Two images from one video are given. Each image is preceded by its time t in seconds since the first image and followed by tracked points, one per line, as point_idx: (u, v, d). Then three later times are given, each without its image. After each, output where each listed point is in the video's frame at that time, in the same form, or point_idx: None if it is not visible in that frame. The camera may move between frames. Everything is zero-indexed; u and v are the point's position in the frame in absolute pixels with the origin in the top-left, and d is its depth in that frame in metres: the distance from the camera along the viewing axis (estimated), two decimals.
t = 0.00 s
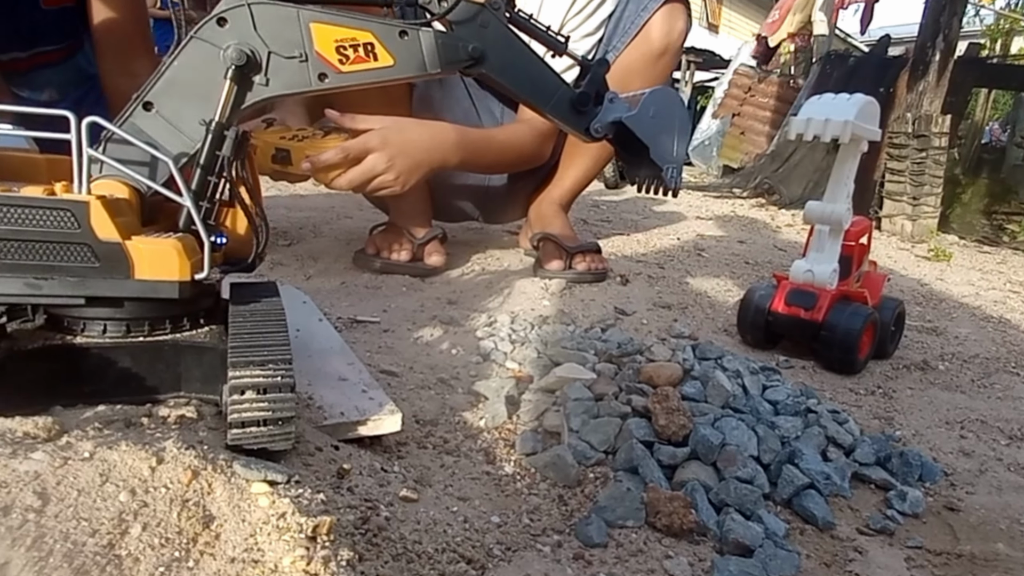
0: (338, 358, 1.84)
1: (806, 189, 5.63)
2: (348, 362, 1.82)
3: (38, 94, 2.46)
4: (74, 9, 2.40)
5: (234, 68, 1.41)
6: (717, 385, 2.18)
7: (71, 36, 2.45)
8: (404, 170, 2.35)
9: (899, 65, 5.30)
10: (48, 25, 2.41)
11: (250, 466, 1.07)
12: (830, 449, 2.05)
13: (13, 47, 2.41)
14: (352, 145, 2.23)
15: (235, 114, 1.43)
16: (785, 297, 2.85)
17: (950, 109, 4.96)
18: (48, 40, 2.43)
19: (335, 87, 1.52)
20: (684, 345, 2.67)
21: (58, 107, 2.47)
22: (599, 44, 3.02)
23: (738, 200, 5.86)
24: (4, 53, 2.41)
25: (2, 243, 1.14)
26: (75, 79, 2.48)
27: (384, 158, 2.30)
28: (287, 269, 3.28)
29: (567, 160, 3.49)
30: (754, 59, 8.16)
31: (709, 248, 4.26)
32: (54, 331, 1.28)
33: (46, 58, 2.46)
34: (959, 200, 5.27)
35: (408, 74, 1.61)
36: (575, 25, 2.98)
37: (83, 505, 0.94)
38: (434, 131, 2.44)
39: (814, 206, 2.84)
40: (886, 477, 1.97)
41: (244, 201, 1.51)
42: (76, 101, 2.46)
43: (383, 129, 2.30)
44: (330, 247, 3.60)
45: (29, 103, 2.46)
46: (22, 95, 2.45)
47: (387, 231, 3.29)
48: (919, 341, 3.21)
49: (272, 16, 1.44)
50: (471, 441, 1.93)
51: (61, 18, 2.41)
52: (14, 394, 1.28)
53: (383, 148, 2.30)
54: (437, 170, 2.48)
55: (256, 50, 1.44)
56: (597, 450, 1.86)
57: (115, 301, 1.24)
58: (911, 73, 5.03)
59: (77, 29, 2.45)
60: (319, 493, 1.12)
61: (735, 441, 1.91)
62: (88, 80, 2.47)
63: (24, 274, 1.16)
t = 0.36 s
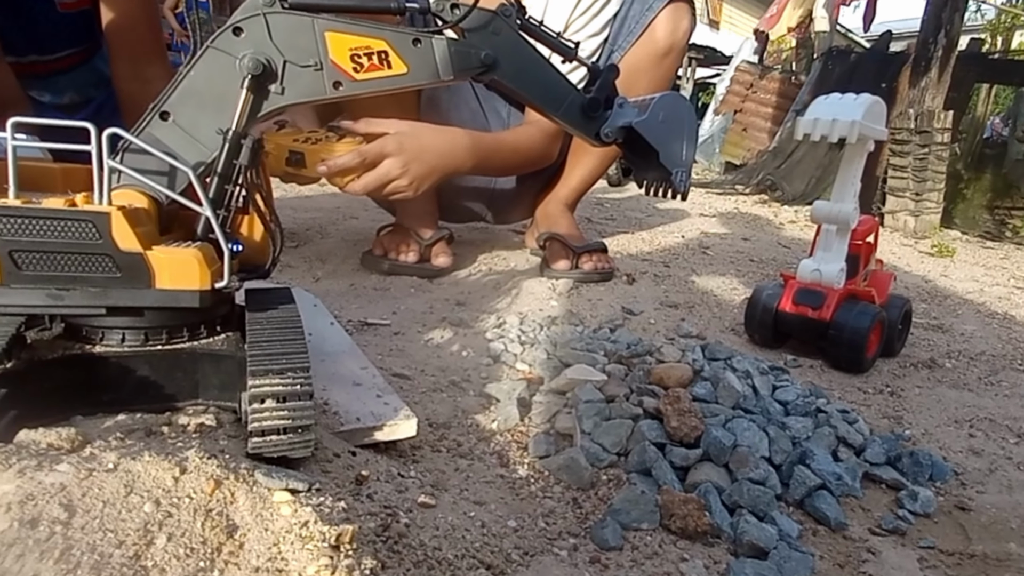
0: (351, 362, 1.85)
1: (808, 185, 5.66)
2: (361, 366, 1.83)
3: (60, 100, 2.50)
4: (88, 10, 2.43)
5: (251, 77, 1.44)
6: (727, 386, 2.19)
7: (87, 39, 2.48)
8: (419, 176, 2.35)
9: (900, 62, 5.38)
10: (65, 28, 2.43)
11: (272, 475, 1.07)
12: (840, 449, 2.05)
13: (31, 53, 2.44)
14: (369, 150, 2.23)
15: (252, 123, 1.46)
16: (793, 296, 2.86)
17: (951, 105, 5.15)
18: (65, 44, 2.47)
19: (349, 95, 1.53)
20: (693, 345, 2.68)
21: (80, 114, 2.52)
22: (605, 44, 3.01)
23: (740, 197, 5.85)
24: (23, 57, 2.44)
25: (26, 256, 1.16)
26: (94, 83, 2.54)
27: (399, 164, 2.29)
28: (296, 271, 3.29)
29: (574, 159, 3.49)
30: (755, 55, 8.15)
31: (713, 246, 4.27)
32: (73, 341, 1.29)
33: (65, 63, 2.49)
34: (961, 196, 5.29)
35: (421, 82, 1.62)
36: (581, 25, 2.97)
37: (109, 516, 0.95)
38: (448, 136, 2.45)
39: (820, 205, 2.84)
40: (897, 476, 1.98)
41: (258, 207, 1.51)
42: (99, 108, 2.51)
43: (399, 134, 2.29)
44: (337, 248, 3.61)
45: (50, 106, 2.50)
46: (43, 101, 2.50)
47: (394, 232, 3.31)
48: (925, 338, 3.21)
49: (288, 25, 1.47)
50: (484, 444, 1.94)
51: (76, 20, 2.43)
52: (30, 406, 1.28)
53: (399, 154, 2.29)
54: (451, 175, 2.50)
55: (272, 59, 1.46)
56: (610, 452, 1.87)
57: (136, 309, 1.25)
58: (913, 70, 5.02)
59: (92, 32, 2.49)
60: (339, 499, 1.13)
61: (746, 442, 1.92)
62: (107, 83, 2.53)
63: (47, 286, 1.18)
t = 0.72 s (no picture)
0: (366, 365, 1.86)
1: (814, 180, 5.59)
2: (374, 369, 1.84)
3: (71, 103, 2.55)
4: (95, 15, 2.47)
5: (265, 85, 1.45)
6: (738, 386, 2.20)
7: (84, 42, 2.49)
8: (438, 181, 2.38)
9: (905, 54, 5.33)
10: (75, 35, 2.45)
11: (292, 482, 1.09)
12: (850, 448, 2.06)
13: (43, 60, 2.45)
14: (395, 152, 2.25)
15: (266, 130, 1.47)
16: (801, 294, 2.86)
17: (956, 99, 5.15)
18: (74, 49, 2.48)
19: (362, 101, 1.55)
20: (703, 344, 2.69)
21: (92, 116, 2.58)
22: (611, 43, 3.02)
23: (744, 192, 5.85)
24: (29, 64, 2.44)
25: (45, 267, 1.15)
26: (100, 84, 2.58)
27: (421, 168, 2.32)
28: (307, 272, 3.30)
29: (582, 157, 3.49)
30: (758, 50, 8.13)
31: (718, 242, 4.27)
32: (91, 351, 1.32)
33: (72, 67, 2.52)
34: (965, 190, 5.29)
35: (432, 87, 1.66)
36: (587, 25, 2.98)
37: (133, 526, 0.96)
38: (466, 141, 2.48)
39: (828, 204, 2.84)
40: (907, 474, 1.98)
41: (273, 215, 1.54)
42: (111, 108, 2.57)
43: (421, 139, 2.32)
44: (347, 249, 3.62)
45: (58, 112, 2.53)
46: (56, 105, 2.52)
47: (404, 232, 3.32)
48: (932, 334, 3.22)
49: (301, 33, 1.47)
50: (498, 445, 1.95)
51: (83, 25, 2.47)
52: (54, 414, 1.27)
53: (421, 159, 2.32)
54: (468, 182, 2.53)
55: (285, 67, 1.47)
56: (622, 452, 1.88)
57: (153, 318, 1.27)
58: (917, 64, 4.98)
59: (97, 34, 2.52)
60: (357, 504, 1.14)
61: (758, 441, 1.93)
62: (114, 83, 2.58)
63: (67, 296, 1.17)
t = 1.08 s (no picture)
0: (380, 366, 1.86)
1: (810, 177, 5.64)
2: (389, 371, 1.84)
3: (71, 107, 2.45)
4: (94, 18, 2.38)
5: (293, 96, 1.45)
6: (751, 384, 2.19)
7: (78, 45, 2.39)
8: (436, 182, 2.38)
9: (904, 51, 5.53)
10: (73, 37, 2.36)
11: (320, 484, 1.08)
12: (865, 445, 2.06)
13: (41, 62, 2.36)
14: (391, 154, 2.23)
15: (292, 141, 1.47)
16: (809, 293, 2.86)
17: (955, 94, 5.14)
18: (71, 51, 2.39)
19: (386, 118, 1.56)
20: (712, 343, 2.68)
21: (93, 120, 2.48)
22: (611, 42, 3.00)
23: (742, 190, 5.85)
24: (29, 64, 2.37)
25: (68, 271, 1.15)
26: (101, 87, 2.47)
27: (418, 170, 2.31)
28: (312, 274, 3.29)
29: (583, 157, 3.49)
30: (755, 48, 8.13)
31: (720, 241, 4.27)
32: (113, 355, 1.32)
33: (70, 69, 2.42)
34: (964, 186, 5.27)
35: (455, 107, 1.67)
36: (587, 24, 2.97)
37: (166, 529, 0.96)
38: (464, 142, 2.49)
39: (837, 201, 2.84)
40: (923, 471, 1.98)
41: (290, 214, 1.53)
42: (112, 113, 2.47)
43: (419, 141, 2.31)
44: (351, 251, 3.61)
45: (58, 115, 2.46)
46: (55, 110, 2.43)
47: (406, 233, 3.29)
48: (939, 331, 3.22)
49: (333, 47, 1.48)
50: (513, 445, 1.94)
51: (81, 27, 2.37)
52: (79, 421, 1.26)
53: (419, 160, 2.31)
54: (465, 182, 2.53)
55: (314, 80, 1.47)
56: (638, 452, 1.88)
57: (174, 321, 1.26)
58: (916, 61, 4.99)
59: (95, 36, 2.41)
60: (384, 505, 1.14)
61: (773, 440, 1.92)
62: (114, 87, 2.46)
63: (90, 300, 1.16)
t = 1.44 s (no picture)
0: (394, 368, 1.85)
1: (810, 176, 5.62)
2: (402, 371, 1.83)
3: (77, 113, 2.40)
4: (101, 23, 2.38)
5: (335, 123, 1.40)
6: (764, 382, 2.19)
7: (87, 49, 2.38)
8: (434, 184, 2.37)
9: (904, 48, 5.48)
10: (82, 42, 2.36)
11: (346, 482, 1.08)
12: (880, 442, 2.06)
13: (48, 67, 2.33)
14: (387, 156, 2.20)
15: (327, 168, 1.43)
16: (817, 291, 2.86)
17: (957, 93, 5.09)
18: (79, 56, 2.37)
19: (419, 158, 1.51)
20: (722, 342, 2.68)
21: (97, 125, 2.45)
22: (611, 41, 2.87)
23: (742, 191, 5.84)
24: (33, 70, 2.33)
25: (91, 271, 1.14)
26: (105, 92, 2.45)
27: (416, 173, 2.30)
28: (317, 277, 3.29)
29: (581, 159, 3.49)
30: (755, 48, 8.14)
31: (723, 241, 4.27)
32: (133, 355, 1.32)
33: (76, 75, 2.39)
34: (966, 184, 5.25)
35: (488, 158, 1.64)
36: (587, 24, 2.80)
37: (198, 525, 0.96)
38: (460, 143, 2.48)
39: (845, 198, 2.83)
40: (938, 468, 1.98)
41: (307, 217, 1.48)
42: (117, 117, 2.45)
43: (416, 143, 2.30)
44: (355, 254, 3.61)
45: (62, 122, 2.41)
46: (61, 116, 2.39)
47: (409, 236, 3.31)
48: (948, 329, 3.21)
49: (382, 82, 1.43)
50: (526, 445, 1.93)
51: (89, 32, 2.37)
52: (100, 422, 1.25)
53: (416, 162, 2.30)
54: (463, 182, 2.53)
55: (358, 110, 1.42)
56: (652, 450, 1.87)
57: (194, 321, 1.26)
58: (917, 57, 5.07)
59: (102, 41, 2.42)
60: (409, 503, 1.14)
61: (788, 437, 1.92)
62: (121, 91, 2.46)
63: (113, 300, 1.17)
